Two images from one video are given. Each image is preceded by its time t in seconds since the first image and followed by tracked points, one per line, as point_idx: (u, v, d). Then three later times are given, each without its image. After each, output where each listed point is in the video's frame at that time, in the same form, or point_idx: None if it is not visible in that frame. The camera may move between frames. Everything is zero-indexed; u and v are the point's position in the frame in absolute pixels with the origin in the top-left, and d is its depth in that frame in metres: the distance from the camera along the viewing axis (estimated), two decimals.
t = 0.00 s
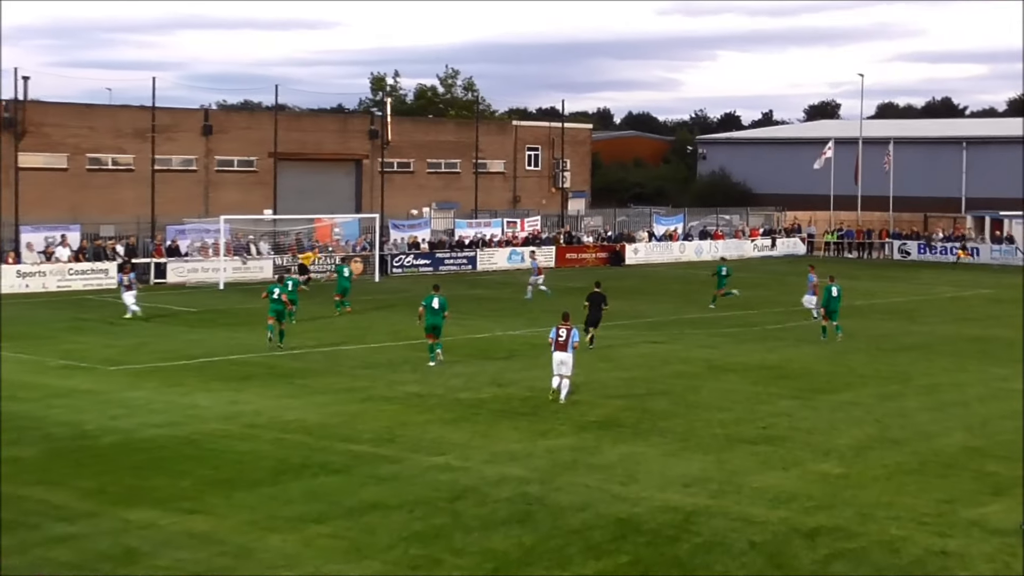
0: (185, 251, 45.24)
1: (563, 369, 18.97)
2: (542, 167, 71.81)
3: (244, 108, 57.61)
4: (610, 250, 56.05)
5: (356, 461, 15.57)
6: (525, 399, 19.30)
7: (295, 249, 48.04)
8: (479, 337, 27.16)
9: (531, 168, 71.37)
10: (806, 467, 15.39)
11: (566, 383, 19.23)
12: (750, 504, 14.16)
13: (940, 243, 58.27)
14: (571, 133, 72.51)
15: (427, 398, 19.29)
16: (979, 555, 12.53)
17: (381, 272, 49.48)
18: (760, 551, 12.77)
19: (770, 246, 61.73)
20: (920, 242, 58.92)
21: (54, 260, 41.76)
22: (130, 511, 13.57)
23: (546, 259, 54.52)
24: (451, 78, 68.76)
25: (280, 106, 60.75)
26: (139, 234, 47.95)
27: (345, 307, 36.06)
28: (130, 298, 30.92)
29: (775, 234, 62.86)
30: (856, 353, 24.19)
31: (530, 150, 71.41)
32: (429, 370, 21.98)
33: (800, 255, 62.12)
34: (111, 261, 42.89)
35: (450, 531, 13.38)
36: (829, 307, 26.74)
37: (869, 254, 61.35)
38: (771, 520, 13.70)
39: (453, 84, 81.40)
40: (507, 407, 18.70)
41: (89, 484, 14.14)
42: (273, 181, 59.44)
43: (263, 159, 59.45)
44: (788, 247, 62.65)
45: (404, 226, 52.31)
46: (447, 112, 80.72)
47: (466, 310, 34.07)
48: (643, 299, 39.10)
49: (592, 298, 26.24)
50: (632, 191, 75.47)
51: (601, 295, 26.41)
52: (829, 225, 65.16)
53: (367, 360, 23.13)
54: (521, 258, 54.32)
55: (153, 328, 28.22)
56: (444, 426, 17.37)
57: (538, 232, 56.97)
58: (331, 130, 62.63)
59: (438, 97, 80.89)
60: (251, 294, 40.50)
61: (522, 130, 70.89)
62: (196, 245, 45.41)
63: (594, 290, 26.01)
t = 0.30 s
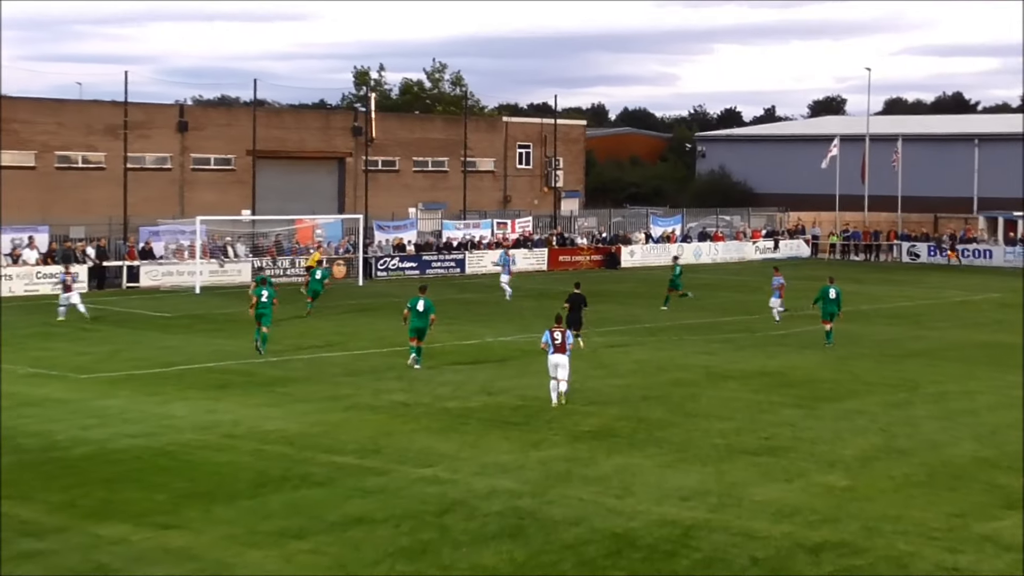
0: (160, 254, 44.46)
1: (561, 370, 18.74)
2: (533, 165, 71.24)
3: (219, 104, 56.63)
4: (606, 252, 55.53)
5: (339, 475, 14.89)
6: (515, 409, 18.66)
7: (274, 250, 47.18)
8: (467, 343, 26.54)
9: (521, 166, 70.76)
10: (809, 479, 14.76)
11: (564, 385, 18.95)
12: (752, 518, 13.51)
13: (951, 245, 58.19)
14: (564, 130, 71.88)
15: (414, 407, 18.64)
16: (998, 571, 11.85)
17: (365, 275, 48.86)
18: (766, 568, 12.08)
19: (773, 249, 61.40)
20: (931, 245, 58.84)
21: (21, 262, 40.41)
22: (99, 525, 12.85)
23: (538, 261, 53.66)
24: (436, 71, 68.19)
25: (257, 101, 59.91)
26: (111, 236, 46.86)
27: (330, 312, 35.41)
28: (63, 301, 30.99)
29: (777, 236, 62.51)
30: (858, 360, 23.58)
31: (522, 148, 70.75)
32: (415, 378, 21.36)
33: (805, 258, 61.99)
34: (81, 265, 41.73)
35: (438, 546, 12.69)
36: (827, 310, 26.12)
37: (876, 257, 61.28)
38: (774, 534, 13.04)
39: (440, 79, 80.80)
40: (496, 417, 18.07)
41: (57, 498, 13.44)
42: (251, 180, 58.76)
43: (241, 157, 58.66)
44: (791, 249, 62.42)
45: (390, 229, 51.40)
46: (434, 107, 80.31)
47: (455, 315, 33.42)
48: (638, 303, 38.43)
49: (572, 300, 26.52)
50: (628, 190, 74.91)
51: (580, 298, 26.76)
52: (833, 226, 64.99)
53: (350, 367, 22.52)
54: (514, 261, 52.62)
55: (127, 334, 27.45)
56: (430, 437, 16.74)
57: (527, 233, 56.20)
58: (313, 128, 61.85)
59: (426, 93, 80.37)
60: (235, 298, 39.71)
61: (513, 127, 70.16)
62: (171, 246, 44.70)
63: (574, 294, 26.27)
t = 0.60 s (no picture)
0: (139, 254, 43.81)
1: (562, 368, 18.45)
2: (530, 161, 70.65)
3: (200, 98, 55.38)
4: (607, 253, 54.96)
5: (327, 486, 14.27)
6: (512, 417, 18.05)
7: (258, 251, 46.53)
8: (461, 348, 25.95)
9: (518, 162, 70.16)
10: (821, 491, 14.14)
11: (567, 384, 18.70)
12: (761, 531, 12.88)
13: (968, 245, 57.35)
14: (564, 125, 71.35)
15: (405, 415, 18.03)
16: None
17: (355, 277, 48.25)
18: None
19: (782, 249, 61.09)
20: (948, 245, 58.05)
21: None
22: (74, 539, 12.22)
23: (536, 262, 53.20)
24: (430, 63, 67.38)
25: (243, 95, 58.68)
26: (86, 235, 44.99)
27: (321, 316, 34.81)
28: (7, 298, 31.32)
29: (787, 236, 62.15)
30: (869, 366, 22.94)
31: (520, 143, 70.18)
32: (407, 385, 20.76)
33: (814, 258, 61.63)
34: (57, 265, 41.42)
35: (431, 560, 12.06)
36: (832, 313, 25.56)
37: (889, 257, 60.79)
38: (784, 548, 12.39)
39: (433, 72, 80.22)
40: (491, 425, 17.46)
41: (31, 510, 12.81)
42: (234, 178, 57.52)
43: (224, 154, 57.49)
44: (801, 250, 62.02)
45: (381, 228, 50.74)
46: (425, 99, 79.83)
47: (449, 319, 32.82)
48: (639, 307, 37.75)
49: (563, 300, 26.22)
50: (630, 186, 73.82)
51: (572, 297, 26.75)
52: (845, 226, 64.55)
53: (340, 373, 21.92)
54: (509, 261, 52.22)
55: (105, 339, 26.81)
56: (423, 446, 16.12)
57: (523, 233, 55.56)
58: (298, 122, 61.30)
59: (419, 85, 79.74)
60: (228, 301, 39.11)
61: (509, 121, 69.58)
62: (150, 246, 43.73)
63: (566, 292, 26.08)
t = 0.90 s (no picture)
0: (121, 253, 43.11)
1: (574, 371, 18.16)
2: (533, 156, 70.14)
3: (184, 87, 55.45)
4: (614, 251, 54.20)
5: (319, 496, 13.69)
6: (512, 423, 17.47)
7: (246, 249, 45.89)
8: (458, 351, 25.39)
9: (519, 157, 69.66)
10: (836, 502, 13.55)
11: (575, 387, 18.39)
12: (774, 544, 12.28)
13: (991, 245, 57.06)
14: (566, 117, 70.64)
15: (401, 422, 17.43)
16: None
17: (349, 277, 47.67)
18: None
19: (797, 247, 61.28)
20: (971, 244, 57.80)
21: None
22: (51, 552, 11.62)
23: (538, 261, 52.72)
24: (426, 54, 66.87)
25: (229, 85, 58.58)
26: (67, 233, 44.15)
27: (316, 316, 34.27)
28: None
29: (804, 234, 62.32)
30: (881, 371, 22.34)
31: (522, 135, 69.66)
32: (402, 390, 20.18)
33: (831, 258, 62.03)
34: (34, 265, 40.80)
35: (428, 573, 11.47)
36: (844, 312, 25.00)
37: (909, 256, 61.04)
38: (798, 562, 11.78)
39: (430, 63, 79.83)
40: (490, 432, 16.87)
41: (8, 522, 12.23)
42: (220, 173, 57.62)
43: (211, 148, 57.57)
44: (818, 249, 62.35)
45: (374, 225, 50.48)
46: (422, 91, 79.28)
47: (447, 321, 32.28)
48: (641, 308, 37.13)
49: (565, 295, 25.65)
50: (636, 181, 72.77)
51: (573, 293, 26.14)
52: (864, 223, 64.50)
53: (334, 377, 21.34)
54: (509, 260, 51.60)
55: (91, 342, 26.22)
56: (420, 455, 15.53)
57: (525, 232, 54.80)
58: (289, 115, 60.81)
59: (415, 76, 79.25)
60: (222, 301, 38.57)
61: (511, 113, 69.07)
62: (133, 245, 43.55)
63: (567, 287, 25.55)
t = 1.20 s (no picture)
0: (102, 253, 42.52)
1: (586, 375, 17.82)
2: (534, 149, 69.77)
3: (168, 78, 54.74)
4: (618, 251, 53.62)
5: (311, 507, 13.10)
6: (513, 430, 16.88)
7: (234, 248, 45.25)
8: (456, 354, 24.82)
9: (520, 151, 69.22)
10: (854, 513, 12.97)
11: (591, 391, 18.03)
12: (789, 557, 11.69)
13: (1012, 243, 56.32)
14: (568, 110, 70.16)
15: (397, 429, 16.84)
16: None
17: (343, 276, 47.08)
18: None
19: (813, 245, 61.46)
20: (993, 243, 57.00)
21: None
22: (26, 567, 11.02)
23: (540, 260, 52.17)
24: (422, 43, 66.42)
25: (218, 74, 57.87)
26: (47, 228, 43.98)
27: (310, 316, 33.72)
28: None
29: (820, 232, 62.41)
30: (890, 374, 21.78)
31: (523, 128, 69.27)
32: (398, 394, 19.60)
33: (847, 257, 62.17)
34: (11, 264, 40.13)
35: None
36: (855, 312, 24.43)
37: (927, 253, 60.67)
38: None
39: (426, 54, 79.42)
40: (490, 440, 16.29)
41: None
42: (206, 166, 57.02)
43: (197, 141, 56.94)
44: (833, 246, 62.46)
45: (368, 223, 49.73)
46: (418, 81, 78.83)
47: (444, 322, 31.72)
48: (644, 309, 36.53)
49: (568, 296, 25.10)
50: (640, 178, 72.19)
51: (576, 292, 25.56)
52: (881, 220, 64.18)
53: (327, 382, 20.76)
54: (509, 258, 51.09)
55: (78, 345, 25.64)
56: (416, 464, 14.94)
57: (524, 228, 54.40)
58: (279, 106, 60.14)
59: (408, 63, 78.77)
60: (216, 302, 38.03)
61: (512, 105, 68.68)
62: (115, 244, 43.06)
63: (569, 286, 25.03)
